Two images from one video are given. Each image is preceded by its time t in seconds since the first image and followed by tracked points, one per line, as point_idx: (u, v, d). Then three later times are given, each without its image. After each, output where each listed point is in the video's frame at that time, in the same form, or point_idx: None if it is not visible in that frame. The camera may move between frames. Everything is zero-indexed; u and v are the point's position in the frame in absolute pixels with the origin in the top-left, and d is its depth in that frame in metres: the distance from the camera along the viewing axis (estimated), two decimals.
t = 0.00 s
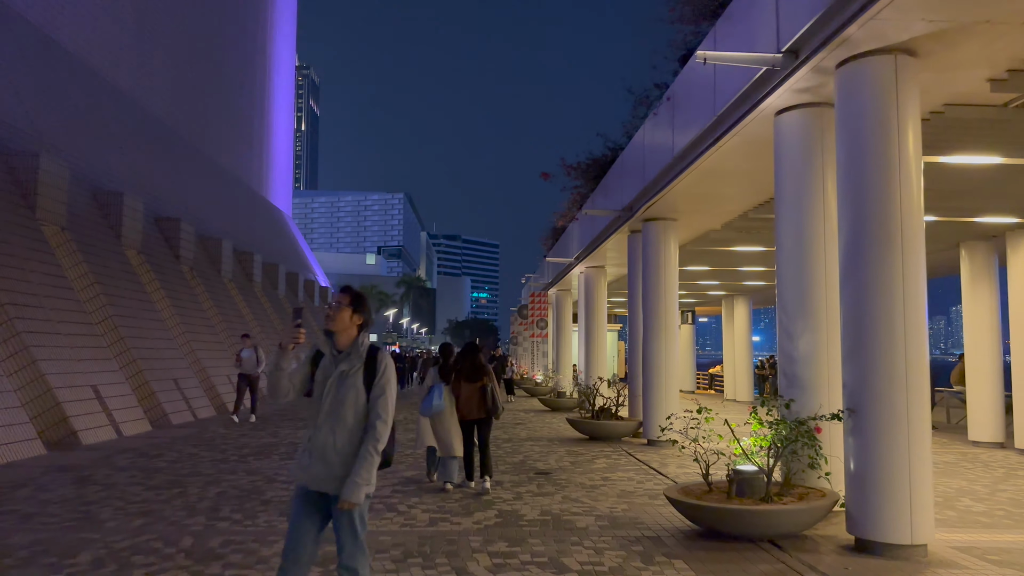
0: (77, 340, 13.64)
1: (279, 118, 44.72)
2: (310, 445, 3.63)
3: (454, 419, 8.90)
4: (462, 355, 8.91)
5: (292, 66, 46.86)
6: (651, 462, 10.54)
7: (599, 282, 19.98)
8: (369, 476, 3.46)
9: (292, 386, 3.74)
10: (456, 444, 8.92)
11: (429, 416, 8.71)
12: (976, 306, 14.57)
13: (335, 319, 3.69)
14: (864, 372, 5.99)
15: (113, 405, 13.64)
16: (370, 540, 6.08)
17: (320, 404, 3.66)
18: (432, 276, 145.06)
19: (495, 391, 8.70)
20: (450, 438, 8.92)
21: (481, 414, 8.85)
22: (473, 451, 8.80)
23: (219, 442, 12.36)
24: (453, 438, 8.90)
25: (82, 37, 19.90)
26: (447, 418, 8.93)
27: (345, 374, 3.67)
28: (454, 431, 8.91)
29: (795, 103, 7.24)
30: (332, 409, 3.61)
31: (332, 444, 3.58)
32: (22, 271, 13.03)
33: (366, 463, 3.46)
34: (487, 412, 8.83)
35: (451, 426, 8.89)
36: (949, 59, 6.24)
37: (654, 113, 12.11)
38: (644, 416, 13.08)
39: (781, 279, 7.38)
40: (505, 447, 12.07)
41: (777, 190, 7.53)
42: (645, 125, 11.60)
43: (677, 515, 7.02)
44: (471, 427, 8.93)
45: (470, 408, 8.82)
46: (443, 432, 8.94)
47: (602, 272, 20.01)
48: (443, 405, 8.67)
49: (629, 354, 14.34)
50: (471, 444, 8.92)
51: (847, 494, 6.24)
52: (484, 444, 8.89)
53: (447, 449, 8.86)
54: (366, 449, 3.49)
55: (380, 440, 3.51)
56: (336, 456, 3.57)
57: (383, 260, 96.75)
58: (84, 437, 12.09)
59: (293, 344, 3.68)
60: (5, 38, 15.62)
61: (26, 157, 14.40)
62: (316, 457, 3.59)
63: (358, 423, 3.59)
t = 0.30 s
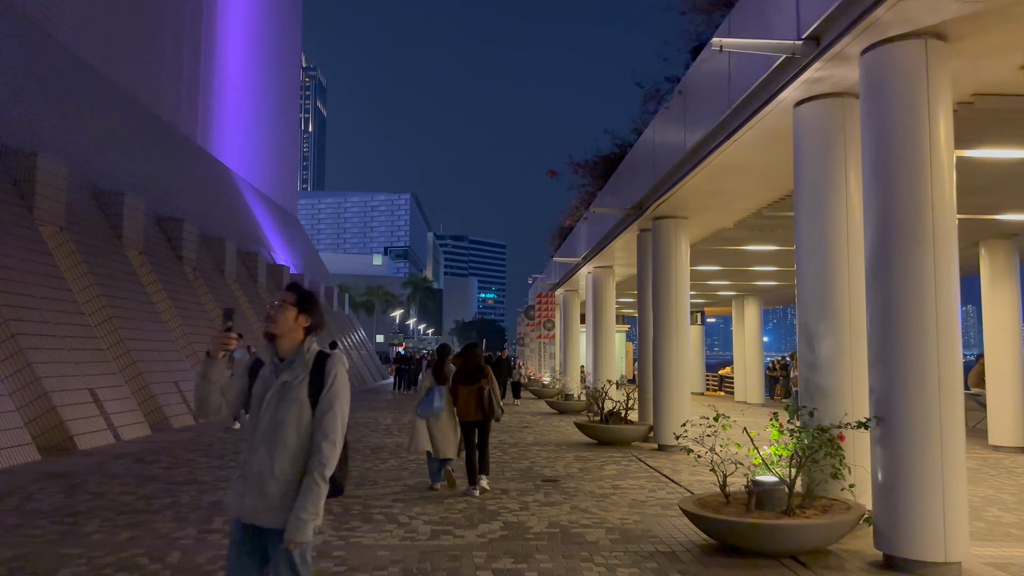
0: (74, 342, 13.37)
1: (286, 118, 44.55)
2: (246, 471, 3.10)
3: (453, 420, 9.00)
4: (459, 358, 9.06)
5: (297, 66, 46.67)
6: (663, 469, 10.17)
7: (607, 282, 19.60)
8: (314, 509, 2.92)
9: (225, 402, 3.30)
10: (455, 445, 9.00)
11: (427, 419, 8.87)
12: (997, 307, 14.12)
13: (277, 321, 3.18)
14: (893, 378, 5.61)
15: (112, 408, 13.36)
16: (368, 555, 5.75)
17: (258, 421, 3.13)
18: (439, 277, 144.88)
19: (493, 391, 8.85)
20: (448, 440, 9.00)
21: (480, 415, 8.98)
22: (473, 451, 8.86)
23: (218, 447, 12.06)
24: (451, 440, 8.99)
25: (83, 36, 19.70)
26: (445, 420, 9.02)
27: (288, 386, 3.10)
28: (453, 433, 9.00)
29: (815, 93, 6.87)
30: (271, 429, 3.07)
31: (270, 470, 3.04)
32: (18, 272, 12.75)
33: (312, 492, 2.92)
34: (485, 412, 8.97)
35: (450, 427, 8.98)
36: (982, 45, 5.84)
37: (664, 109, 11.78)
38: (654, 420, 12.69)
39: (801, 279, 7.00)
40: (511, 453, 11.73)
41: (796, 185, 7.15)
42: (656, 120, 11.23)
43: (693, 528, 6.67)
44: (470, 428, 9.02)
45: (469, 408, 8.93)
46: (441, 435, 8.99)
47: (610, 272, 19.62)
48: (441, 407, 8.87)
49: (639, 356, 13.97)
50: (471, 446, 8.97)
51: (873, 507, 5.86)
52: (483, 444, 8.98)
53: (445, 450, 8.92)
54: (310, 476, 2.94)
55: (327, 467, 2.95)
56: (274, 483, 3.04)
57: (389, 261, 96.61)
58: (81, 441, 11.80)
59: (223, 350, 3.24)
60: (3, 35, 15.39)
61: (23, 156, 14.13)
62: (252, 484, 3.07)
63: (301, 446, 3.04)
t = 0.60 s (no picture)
0: (74, 340, 13.11)
1: (293, 115, 44.38)
2: (179, 490, 2.64)
3: (458, 420, 8.81)
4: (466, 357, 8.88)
5: (304, 64, 46.49)
6: (678, 472, 9.80)
7: (618, 280, 19.20)
8: (275, 540, 2.49)
9: (154, 407, 2.79)
10: (459, 445, 8.82)
11: (428, 415, 8.71)
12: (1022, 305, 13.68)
13: (220, 307, 2.74)
14: (932, 378, 5.25)
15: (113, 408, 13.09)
16: (371, 566, 5.42)
17: (194, 430, 2.67)
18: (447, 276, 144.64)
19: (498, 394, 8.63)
20: (453, 440, 8.82)
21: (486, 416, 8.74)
22: (477, 453, 8.63)
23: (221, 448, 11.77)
24: (455, 440, 8.80)
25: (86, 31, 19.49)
26: (450, 419, 8.84)
27: (230, 387, 2.65)
28: (457, 432, 8.81)
29: (844, 76, 6.50)
30: (211, 441, 2.61)
31: (209, 489, 2.59)
32: (17, 269, 12.49)
33: (271, 516, 2.51)
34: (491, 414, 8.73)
35: (454, 428, 8.79)
36: None
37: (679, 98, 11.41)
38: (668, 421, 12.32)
39: (828, 273, 6.64)
40: (520, 454, 11.39)
41: (822, 174, 6.78)
42: (671, 111, 10.88)
43: (714, 537, 6.32)
44: (475, 429, 8.80)
45: (474, 409, 8.71)
46: (445, 434, 8.82)
47: (620, 269, 19.21)
48: (441, 404, 8.70)
49: (653, 355, 13.60)
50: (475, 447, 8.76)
51: (908, 516, 5.49)
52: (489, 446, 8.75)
53: (447, 449, 8.75)
54: (265, 496, 2.52)
55: (286, 485, 2.54)
56: (215, 505, 2.59)
57: (397, 259, 96.46)
58: (80, 441, 11.53)
59: (144, 344, 2.66)
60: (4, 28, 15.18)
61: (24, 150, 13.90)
62: (185, 506, 2.62)
63: (251, 461, 2.60)
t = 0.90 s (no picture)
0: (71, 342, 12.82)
1: (297, 116, 44.15)
2: (75, 544, 2.29)
3: (467, 422, 8.55)
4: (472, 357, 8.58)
5: (308, 63, 46.24)
6: (693, 481, 9.44)
7: (626, 281, 18.81)
8: None
9: (53, 442, 2.44)
10: (468, 448, 8.57)
11: (438, 419, 8.41)
12: None
13: (138, 317, 2.36)
14: (974, 387, 4.87)
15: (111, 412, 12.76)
16: None
17: (100, 470, 2.30)
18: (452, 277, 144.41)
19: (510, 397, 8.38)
20: (461, 443, 8.55)
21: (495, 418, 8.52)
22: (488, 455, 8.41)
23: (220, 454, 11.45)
24: (464, 443, 8.54)
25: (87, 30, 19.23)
26: (458, 422, 8.55)
27: (144, 417, 2.27)
28: (467, 435, 8.55)
29: (871, 65, 6.12)
30: (121, 484, 2.25)
31: (110, 543, 2.23)
32: (13, 270, 12.18)
33: None
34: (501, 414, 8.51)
35: (464, 430, 8.51)
36: None
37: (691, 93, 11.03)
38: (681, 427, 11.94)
39: (854, 274, 6.26)
40: (528, 460, 11.04)
41: (848, 170, 6.41)
42: (683, 106, 10.53)
43: (735, 554, 5.96)
44: (484, 431, 8.58)
45: (484, 411, 8.47)
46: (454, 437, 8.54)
47: (629, 270, 18.81)
48: (451, 407, 8.41)
49: (665, 358, 13.22)
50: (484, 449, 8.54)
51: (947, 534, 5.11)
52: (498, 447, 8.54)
53: (457, 453, 8.47)
54: (190, 559, 2.20)
55: (217, 544, 2.22)
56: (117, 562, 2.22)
57: (403, 260, 96.27)
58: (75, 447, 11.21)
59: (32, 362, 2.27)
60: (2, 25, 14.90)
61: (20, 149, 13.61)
62: (82, 564, 2.26)
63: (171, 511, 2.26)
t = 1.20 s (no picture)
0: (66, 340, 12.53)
1: (301, 114, 43.89)
2: None
3: (466, 423, 8.34)
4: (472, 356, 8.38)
5: (312, 60, 45.97)
6: (704, 484, 9.10)
7: (633, 278, 18.46)
8: None
9: None
10: (465, 449, 8.35)
11: (437, 419, 8.25)
12: None
13: None
14: (1016, 385, 4.51)
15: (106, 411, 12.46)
16: None
17: None
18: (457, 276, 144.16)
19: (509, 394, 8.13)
20: (459, 444, 8.36)
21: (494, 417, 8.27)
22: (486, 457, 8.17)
23: (217, 454, 11.14)
24: (462, 444, 8.33)
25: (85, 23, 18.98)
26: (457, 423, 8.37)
27: None
28: (465, 437, 8.34)
29: (898, 44, 5.74)
30: None
31: None
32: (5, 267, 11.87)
33: None
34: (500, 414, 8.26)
35: (462, 431, 8.32)
36: None
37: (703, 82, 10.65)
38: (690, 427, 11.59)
39: (879, 266, 5.91)
40: (533, 462, 10.70)
41: (872, 156, 6.05)
42: (694, 97, 10.21)
43: (755, 563, 5.61)
44: (482, 431, 8.33)
45: (482, 410, 8.23)
46: (452, 438, 8.35)
47: (636, 267, 18.45)
48: (450, 407, 8.23)
49: (674, 357, 12.86)
50: (482, 450, 8.31)
51: (984, 544, 4.75)
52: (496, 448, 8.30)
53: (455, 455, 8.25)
54: None
55: None
56: None
57: (407, 259, 96.06)
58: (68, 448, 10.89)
59: None
60: None
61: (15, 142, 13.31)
62: None
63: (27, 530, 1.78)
